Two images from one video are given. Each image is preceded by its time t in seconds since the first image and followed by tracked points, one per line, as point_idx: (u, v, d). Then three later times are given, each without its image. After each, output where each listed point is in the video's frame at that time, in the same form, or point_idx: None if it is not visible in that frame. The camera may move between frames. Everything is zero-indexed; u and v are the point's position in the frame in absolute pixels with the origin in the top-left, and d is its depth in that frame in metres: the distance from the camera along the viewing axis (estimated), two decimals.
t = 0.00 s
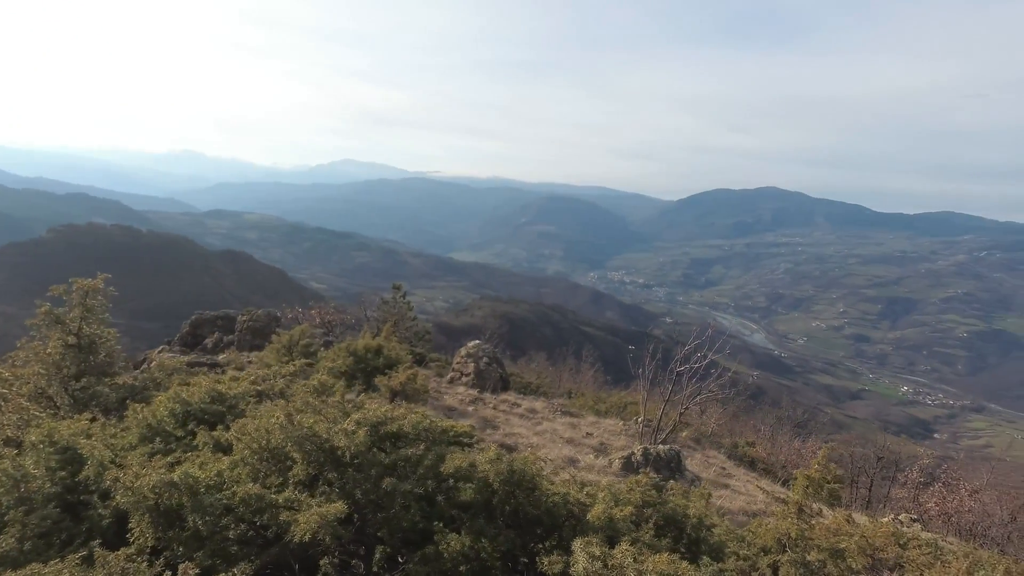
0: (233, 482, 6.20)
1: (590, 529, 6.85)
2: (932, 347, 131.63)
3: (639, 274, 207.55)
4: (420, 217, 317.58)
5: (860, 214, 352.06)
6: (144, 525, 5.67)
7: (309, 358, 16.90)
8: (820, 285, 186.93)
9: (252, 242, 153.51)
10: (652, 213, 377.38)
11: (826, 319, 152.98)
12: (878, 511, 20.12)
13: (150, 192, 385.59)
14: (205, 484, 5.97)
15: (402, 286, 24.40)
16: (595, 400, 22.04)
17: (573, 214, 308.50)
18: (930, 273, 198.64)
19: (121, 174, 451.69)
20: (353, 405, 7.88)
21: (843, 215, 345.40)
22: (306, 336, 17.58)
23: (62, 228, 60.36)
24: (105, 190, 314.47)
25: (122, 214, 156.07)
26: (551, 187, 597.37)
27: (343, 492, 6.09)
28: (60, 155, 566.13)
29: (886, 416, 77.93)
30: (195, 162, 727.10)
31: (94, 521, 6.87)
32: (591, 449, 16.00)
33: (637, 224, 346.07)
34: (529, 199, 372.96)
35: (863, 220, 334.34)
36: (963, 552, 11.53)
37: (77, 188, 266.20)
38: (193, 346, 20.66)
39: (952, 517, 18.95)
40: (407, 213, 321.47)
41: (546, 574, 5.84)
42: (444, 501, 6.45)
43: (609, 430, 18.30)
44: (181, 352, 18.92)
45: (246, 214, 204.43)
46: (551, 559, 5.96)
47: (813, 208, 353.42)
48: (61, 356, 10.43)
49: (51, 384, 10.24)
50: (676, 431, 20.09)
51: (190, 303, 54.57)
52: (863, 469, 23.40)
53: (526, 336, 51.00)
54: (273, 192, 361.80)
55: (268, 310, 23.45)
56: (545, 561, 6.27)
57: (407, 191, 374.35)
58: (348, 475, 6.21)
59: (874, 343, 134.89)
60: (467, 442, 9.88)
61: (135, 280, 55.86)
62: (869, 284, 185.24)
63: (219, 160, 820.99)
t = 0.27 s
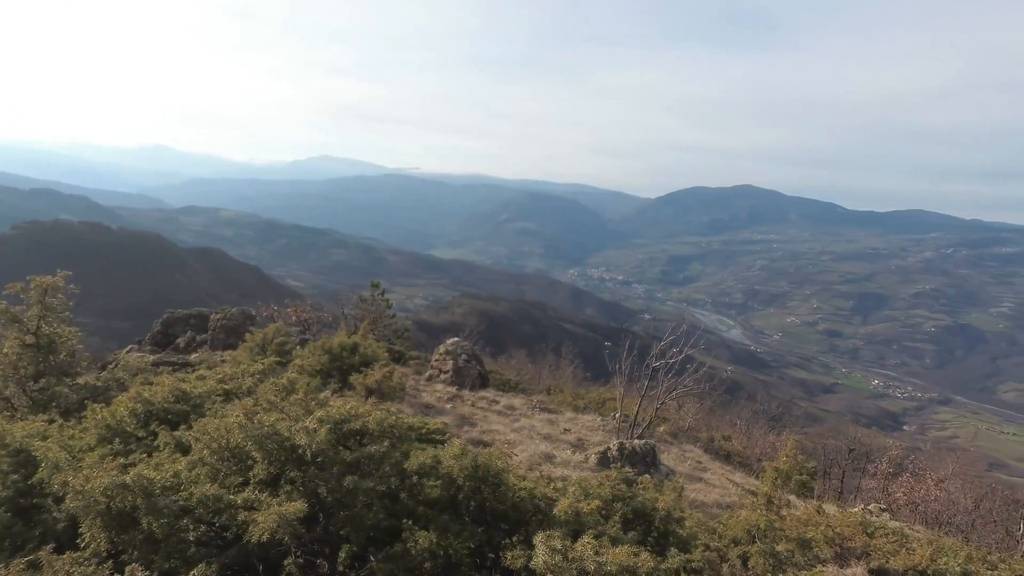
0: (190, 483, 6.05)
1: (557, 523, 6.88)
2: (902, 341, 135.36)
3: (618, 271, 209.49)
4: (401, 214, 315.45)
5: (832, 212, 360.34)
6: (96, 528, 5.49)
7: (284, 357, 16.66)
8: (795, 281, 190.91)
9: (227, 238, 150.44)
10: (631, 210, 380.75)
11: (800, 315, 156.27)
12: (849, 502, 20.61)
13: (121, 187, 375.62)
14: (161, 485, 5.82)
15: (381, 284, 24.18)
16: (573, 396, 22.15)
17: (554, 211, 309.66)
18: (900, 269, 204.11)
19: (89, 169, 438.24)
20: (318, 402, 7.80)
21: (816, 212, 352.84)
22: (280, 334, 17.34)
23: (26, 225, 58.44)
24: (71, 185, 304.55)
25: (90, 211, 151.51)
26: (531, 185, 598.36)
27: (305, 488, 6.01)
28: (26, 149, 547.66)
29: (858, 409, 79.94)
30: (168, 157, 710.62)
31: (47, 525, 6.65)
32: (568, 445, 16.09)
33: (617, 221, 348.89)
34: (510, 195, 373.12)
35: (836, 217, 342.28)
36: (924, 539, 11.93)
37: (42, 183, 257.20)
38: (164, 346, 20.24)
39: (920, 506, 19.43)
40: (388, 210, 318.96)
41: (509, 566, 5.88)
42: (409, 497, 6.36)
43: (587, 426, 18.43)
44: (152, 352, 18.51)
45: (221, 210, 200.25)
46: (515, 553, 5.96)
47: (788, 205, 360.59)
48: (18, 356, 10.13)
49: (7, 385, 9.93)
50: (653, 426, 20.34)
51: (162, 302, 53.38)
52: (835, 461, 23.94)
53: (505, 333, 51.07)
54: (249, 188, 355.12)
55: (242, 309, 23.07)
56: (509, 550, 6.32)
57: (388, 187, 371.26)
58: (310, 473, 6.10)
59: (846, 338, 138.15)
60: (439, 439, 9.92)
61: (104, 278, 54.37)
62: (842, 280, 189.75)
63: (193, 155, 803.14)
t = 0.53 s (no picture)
0: (143, 484, 5.88)
1: (521, 516, 6.92)
2: (870, 335, 139.54)
3: (595, 267, 211.23)
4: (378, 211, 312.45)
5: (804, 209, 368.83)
6: (43, 533, 5.29)
7: (255, 355, 16.39)
8: (768, 277, 195.04)
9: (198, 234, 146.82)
10: (609, 207, 383.91)
11: (772, 310, 159.78)
12: (819, 493, 21.15)
13: (85, 182, 362.75)
14: (111, 486, 5.65)
15: (357, 281, 23.95)
16: (550, 392, 22.28)
17: (533, 208, 310.57)
18: (868, 264, 210.09)
19: (50, 163, 422.64)
20: (280, 400, 7.68)
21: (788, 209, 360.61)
22: (251, 331, 17.05)
23: None
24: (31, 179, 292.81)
25: (53, 206, 146.11)
26: (508, 181, 597.95)
27: (262, 486, 5.92)
28: None
29: (828, 402, 82.16)
30: (136, 151, 690.00)
31: None
32: (544, 440, 16.16)
33: (596, 217, 351.37)
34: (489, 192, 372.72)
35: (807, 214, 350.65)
36: (884, 527, 12.37)
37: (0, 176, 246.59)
38: (132, 345, 19.74)
39: (885, 495, 20.00)
40: (366, 207, 315.34)
41: (470, 562, 5.87)
42: (370, 494, 6.30)
43: (563, 422, 18.56)
44: (118, 351, 18.00)
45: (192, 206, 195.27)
46: (477, 548, 5.96)
47: (761, 203, 368.14)
48: None
49: None
50: (629, 421, 20.59)
51: (130, 300, 52.02)
52: (805, 452, 24.56)
53: (483, 329, 51.11)
54: (222, 183, 347.18)
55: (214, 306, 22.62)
56: (471, 545, 6.32)
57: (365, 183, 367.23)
58: (268, 472, 5.99)
59: (817, 332, 141.69)
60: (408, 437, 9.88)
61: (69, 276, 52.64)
62: (813, 276, 194.59)
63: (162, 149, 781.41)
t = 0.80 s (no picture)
0: (92, 488, 5.68)
1: (487, 514, 6.95)
2: (840, 331, 143.42)
3: (573, 265, 212.72)
4: (357, 207, 308.93)
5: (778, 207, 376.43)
6: None
7: (226, 352, 16.11)
8: (743, 275, 198.74)
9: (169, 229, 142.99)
10: (588, 204, 386.33)
11: (747, 307, 162.96)
12: (790, 486, 21.58)
13: (48, 177, 350.58)
14: (59, 491, 5.44)
15: (333, 278, 23.66)
16: (527, 389, 22.39)
17: (513, 205, 311.04)
18: (838, 262, 215.74)
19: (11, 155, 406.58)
20: (242, 398, 7.52)
21: (762, 208, 367.52)
22: (223, 329, 16.74)
23: None
24: None
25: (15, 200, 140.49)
26: (487, 178, 597.00)
27: (220, 487, 5.82)
28: None
29: (800, 397, 84.26)
30: (104, 144, 669.50)
31: None
32: (520, 437, 16.21)
33: (575, 215, 353.27)
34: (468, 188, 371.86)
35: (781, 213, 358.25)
36: (848, 518, 12.75)
37: None
38: (98, 344, 19.18)
39: (853, 486, 20.46)
40: (344, 204, 311.68)
41: (433, 561, 5.86)
42: (333, 493, 6.23)
43: (540, 418, 18.66)
44: (83, 350, 17.50)
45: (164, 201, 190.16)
46: (440, 548, 5.92)
47: (737, 201, 374.80)
48: None
49: None
50: (605, 417, 20.75)
51: (96, 297, 50.57)
52: (777, 446, 25.12)
53: (461, 326, 51.13)
54: (194, 178, 338.90)
55: (184, 304, 22.10)
56: (435, 542, 6.34)
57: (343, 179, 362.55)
58: (226, 474, 5.89)
59: (789, 329, 144.85)
60: (378, 436, 9.80)
61: (30, 271, 50.84)
62: (786, 273, 199.05)
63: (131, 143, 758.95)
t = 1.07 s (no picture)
0: (43, 492, 5.51)
1: (453, 512, 6.96)
2: (809, 328, 147.15)
3: (550, 263, 213.87)
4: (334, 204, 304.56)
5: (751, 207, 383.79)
6: None
7: (195, 350, 15.78)
8: (716, 273, 202.34)
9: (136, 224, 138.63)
10: (566, 202, 388.38)
11: (721, 304, 165.99)
12: (761, 480, 22.07)
13: (6, 170, 336.60)
14: (6, 493, 5.27)
15: (307, 275, 23.37)
16: (504, 386, 22.46)
17: (491, 203, 310.78)
18: (808, 261, 221.27)
19: None
20: (203, 397, 7.37)
21: (736, 207, 374.23)
22: (192, 327, 16.41)
23: None
24: None
25: None
26: (466, 176, 594.79)
27: (175, 490, 5.73)
28: None
29: (771, 392, 86.27)
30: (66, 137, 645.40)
31: None
32: (495, 435, 16.26)
33: (553, 213, 354.72)
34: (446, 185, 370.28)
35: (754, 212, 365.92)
36: (814, 510, 13.11)
37: None
38: (60, 343, 18.61)
39: (821, 479, 20.99)
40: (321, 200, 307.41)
41: (395, 560, 5.83)
42: (294, 494, 6.15)
43: (515, 416, 18.72)
44: (44, 349, 16.96)
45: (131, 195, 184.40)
46: (403, 546, 5.89)
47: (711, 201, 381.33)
48: None
49: None
50: (581, 414, 20.89)
51: (56, 295, 48.80)
52: (749, 441, 25.67)
53: (439, 324, 51.01)
54: (163, 172, 329.33)
55: (151, 302, 21.51)
56: (399, 541, 6.30)
57: (319, 175, 357.01)
58: (185, 474, 5.79)
59: (761, 326, 147.96)
60: (347, 435, 9.71)
61: None
62: (758, 272, 203.30)
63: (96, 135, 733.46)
